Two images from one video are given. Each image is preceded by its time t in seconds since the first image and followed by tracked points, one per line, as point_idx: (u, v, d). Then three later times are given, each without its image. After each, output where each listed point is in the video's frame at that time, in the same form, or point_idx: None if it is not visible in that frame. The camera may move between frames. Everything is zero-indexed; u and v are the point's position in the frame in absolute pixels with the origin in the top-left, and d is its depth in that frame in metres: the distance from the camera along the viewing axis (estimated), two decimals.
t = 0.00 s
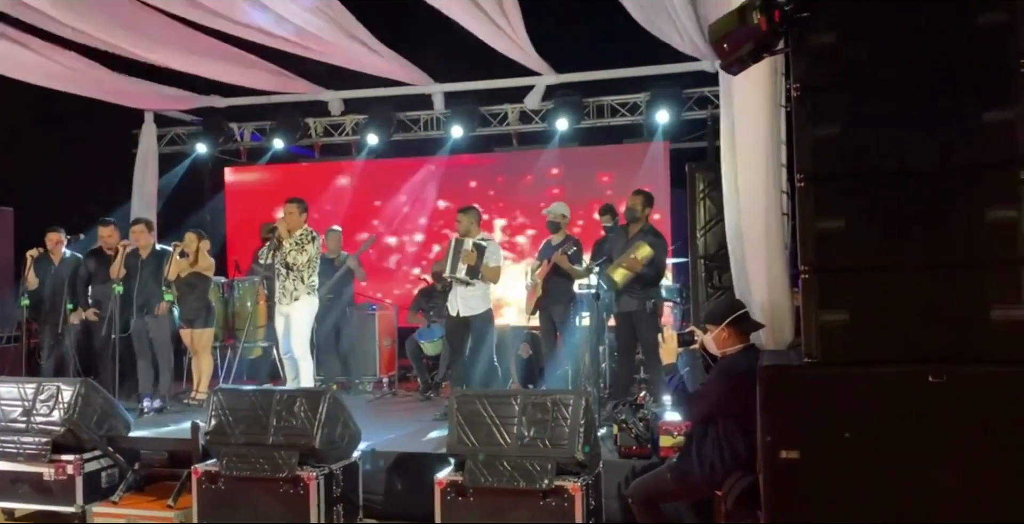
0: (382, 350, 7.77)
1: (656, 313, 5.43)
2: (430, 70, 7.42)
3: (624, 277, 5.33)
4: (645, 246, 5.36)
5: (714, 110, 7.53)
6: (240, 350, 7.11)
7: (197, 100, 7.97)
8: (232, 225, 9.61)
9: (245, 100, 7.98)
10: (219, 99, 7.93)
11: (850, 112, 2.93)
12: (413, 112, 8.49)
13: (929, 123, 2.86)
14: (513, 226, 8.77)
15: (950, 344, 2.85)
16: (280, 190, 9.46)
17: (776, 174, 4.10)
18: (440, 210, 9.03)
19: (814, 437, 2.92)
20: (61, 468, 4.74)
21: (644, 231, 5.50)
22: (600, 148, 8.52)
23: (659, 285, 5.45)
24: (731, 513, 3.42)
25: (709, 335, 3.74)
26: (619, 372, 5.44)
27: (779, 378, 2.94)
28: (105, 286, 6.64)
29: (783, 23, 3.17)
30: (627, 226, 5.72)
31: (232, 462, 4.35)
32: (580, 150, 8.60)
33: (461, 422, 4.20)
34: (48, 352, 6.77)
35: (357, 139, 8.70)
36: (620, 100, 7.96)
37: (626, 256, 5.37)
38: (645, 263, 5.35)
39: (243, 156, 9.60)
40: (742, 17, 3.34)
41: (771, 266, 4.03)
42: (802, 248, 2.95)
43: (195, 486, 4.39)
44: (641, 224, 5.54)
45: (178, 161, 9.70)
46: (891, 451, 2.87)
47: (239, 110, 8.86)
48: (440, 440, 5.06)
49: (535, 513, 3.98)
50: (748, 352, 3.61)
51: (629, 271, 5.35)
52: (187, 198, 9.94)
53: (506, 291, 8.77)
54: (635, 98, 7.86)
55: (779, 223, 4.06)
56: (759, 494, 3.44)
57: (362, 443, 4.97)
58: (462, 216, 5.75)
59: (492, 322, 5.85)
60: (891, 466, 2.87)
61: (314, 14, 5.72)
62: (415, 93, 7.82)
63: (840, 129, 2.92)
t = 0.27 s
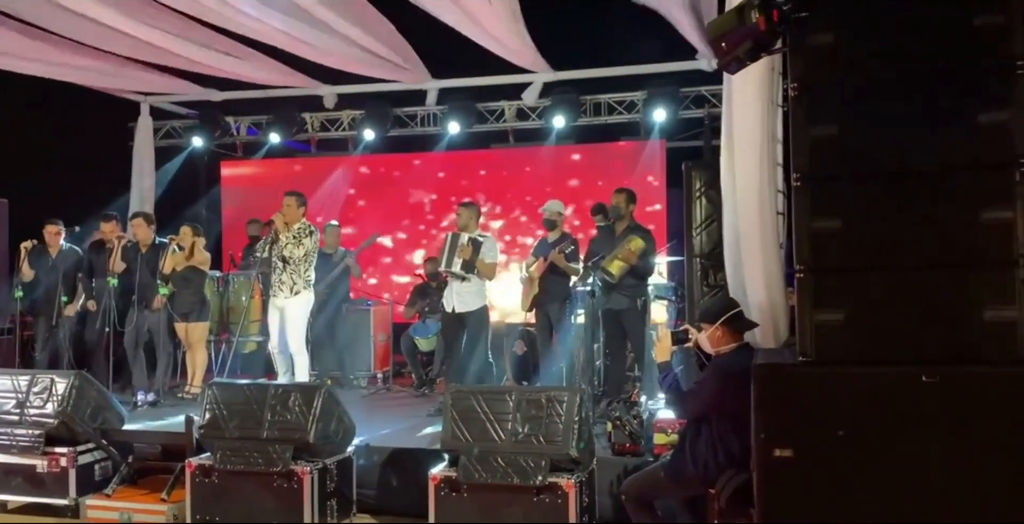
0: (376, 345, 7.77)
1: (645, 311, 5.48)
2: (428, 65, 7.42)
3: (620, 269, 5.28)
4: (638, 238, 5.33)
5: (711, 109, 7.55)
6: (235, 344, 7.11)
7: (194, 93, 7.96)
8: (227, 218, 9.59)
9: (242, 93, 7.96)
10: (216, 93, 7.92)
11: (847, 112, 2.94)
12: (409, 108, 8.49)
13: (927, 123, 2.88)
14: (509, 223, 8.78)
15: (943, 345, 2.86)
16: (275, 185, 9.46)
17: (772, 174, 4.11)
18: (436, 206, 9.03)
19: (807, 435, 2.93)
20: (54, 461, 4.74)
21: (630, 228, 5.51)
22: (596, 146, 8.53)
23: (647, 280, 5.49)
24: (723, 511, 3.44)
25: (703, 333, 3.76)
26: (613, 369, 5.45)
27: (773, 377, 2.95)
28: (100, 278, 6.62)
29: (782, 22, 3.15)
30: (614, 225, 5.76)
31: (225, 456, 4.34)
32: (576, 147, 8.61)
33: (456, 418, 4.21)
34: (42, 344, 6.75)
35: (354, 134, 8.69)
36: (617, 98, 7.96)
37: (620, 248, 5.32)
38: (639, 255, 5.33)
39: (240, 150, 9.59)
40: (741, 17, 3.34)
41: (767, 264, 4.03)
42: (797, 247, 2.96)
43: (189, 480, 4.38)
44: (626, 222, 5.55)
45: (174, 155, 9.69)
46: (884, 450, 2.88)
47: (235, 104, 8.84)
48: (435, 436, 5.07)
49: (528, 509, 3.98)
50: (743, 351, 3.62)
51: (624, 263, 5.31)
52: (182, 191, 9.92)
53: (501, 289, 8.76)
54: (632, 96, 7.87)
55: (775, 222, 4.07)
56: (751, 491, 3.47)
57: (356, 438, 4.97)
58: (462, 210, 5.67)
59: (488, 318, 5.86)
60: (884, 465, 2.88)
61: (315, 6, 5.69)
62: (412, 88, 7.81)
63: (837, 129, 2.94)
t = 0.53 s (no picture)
0: (378, 342, 7.78)
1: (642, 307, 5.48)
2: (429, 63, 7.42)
3: (624, 261, 5.29)
4: (641, 232, 5.37)
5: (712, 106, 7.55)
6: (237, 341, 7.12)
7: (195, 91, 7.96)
8: (229, 215, 9.60)
9: (244, 90, 7.96)
10: (218, 90, 7.92)
11: (849, 109, 2.94)
12: (411, 105, 8.49)
13: (929, 121, 2.88)
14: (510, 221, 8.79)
15: (944, 342, 2.87)
16: (277, 182, 9.47)
17: (773, 171, 4.11)
18: (438, 204, 9.04)
19: (809, 431, 2.94)
20: (57, 456, 4.76)
21: (628, 226, 5.53)
22: (597, 143, 8.54)
23: (647, 275, 5.48)
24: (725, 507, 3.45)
25: (704, 331, 3.77)
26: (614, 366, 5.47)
27: (774, 373, 2.95)
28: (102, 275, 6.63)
29: (784, 19, 3.21)
30: (614, 224, 5.73)
31: (228, 452, 4.36)
32: (577, 145, 8.61)
33: (458, 414, 4.21)
34: (44, 340, 6.74)
35: (355, 131, 8.70)
36: (619, 95, 7.96)
37: (623, 242, 5.35)
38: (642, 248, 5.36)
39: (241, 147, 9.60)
40: (742, 14, 3.35)
41: (769, 261, 4.03)
42: (799, 244, 2.97)
43: (191, 476, 4.40)
44: (624, 220, 5.56)
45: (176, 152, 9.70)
46: (885, 446, 2.89)
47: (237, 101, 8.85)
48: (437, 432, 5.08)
49: (530, 505, 3.99)
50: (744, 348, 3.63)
51: (628, 256, 5.32)
52: (184, 188, 9.93)
53: (507, 288, 8.74)
54: (633, 94, 7.87)
55: (777, 219, 4.08)
56: (752, 488, 3.47)
57: (358, 434, 4.99)
58: (468, 206, 5.73)
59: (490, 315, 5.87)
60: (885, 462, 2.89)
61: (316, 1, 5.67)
62: (413, 86, 7.81)
63: (838, 127, 2.94)
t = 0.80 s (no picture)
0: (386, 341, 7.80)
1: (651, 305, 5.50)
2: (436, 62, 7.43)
3: (632, 257, 5.23)
4: (648, 228, 5.30)
5: (719, 103, 7.55)
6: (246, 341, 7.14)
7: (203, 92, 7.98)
8: (237, 216, 9.64)
9: (251, 91, 7.99)
10: (226, 91, 7.95)
11: (855, 106, 2.95)
12: (418, 104, 8.50)
13: (936, 118, 2.88)
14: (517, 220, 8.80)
15: (951, 338, 2.86)
16: (285, 182, 9.49)
17: (780, 168, 4.11)
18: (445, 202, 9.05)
19: (816, 428, 2.94)
20: (69, 457, 4.79)
21: (635, 223, 5.54)
22: (604, 141, 8.53)
23: (655, 271, 5.47)
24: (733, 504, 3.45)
25: (711, 328, 3.77)
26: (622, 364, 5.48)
27: (782, 370, 2.95)
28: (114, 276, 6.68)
29: (788, 17, 3.19)
30: (620, 221, 5.70)
31: (239, 452, 4.38)
32: (584, 143, 8.62)
33: (466, 413, 4.22)
34: (55, 341, 6.76)
35: (363, 131, 8.72)
36: (625, 93, 7.96)
37: (631, 238, 5.29)
38: (650, 243, 5.30)
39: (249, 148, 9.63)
40: (747, 12, 3.35)
41: (777, 258, 4.03)
42: (806, 240, 2.97)
43: (202, 475, 4.43)
44: (632, 217, 5.56)
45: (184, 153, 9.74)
46: (893, 442, 2.89)
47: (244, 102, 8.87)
48: (446, 431, 5.08)
49: (539, 503, 4.01)
50: (751, 345, 3.63)
51: (637, 252, 5.27)
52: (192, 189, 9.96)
53: (511, 286, 8.81)
54: (640, 91, 7.86)
55: (784, 216, 4.07)
56: (761, 485, 3.48)
57: (367, 433, 5.00)
58: (472, 208, 5.77)
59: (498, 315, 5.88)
60: (894, 456, 2.89)
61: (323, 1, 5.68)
62: (420, 85, 7.82)
63: (845, 124, 2.95)
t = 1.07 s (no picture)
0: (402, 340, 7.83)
1: (668, 303, 5.51)
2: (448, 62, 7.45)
3: (648, 255, 5.23)
4: (664, 226, 5.29)
5: (733, 100, 7.52)
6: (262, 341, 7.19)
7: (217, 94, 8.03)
8: (252, 217, 9.70)
9: (265, 93, 8.03)
10: (240, 93, 7.99)
11: (868, 101, 2.93)
12: (431, 104, 8.52)
13: (949, 114, 2.87)
14: (531, 218, 8.81)
15: (968, 334, 2.85)
16: (299, 182, 9.54)
17: (794, 164, 4.09)
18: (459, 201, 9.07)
19: (831, 424, 2.93)
20: (89, 457, 4.85)
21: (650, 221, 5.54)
22: (617, 139, 8.52)
23: (671, 269, 5.46)
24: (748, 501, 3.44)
25: (725, 326, 3.76)
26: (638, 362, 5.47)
27: (796, 367, 2.95)
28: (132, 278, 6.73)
29: (800, 12, 3.22)
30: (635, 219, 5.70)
31: (257, 451, 4.42)
32: (597, 140, 8.61)
33: (481, 412, 4.24)
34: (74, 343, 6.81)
35: (376, 131, 8.74)
36: (638, 91, 7.95)
37: (647, 235, 5.28)
38: (665, 240, 5.30)
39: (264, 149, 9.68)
40: (758, 8, 3.33)
41: (792, 255, 4.03)
42: (820, 237, 2.95)
43: (220, 475, 4.47)
44: (647, 215, 5.56)
45: (199, 155, 9.80)
46: (908, 437, 2.88)
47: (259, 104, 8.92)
48: (461, 430, 5.10)
49: (554, 501, 4.02)
50: (765, 343, 3.62)
51: (652, 249, 5.27)
52: (208, 190, 10.03)
53: (525, 284, 8.83)
54: (653, 88, 7.85)
55: (798, 212, 4.05)
56: (776, 482, 3.46)
57: (383, 432, 5.02)
58: (478, 215, 5.73)
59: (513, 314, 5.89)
60: (911, 452, 2.88)
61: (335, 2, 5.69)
62: (432, 85, 7.84)
63: (858, 120, 2.93)
